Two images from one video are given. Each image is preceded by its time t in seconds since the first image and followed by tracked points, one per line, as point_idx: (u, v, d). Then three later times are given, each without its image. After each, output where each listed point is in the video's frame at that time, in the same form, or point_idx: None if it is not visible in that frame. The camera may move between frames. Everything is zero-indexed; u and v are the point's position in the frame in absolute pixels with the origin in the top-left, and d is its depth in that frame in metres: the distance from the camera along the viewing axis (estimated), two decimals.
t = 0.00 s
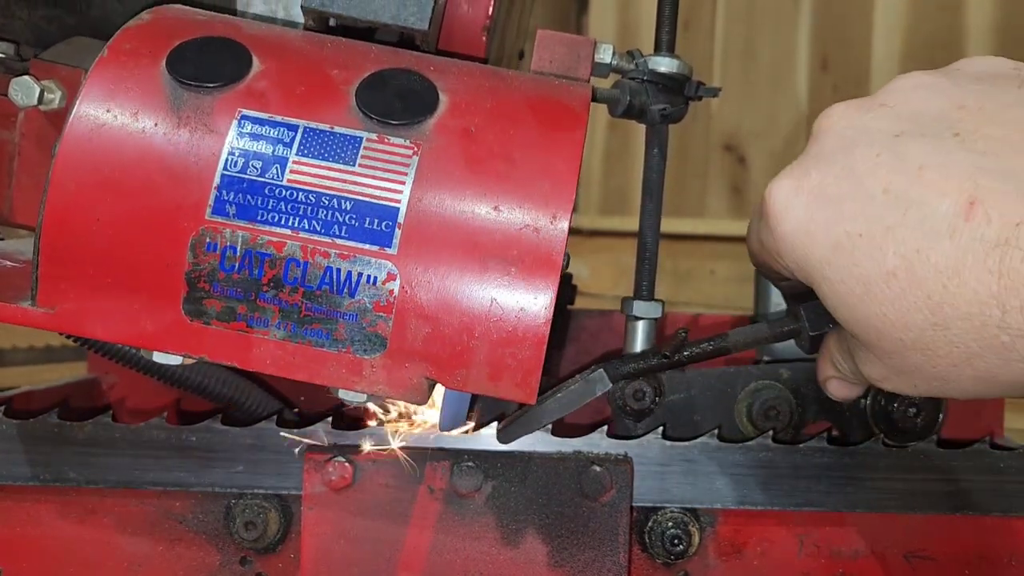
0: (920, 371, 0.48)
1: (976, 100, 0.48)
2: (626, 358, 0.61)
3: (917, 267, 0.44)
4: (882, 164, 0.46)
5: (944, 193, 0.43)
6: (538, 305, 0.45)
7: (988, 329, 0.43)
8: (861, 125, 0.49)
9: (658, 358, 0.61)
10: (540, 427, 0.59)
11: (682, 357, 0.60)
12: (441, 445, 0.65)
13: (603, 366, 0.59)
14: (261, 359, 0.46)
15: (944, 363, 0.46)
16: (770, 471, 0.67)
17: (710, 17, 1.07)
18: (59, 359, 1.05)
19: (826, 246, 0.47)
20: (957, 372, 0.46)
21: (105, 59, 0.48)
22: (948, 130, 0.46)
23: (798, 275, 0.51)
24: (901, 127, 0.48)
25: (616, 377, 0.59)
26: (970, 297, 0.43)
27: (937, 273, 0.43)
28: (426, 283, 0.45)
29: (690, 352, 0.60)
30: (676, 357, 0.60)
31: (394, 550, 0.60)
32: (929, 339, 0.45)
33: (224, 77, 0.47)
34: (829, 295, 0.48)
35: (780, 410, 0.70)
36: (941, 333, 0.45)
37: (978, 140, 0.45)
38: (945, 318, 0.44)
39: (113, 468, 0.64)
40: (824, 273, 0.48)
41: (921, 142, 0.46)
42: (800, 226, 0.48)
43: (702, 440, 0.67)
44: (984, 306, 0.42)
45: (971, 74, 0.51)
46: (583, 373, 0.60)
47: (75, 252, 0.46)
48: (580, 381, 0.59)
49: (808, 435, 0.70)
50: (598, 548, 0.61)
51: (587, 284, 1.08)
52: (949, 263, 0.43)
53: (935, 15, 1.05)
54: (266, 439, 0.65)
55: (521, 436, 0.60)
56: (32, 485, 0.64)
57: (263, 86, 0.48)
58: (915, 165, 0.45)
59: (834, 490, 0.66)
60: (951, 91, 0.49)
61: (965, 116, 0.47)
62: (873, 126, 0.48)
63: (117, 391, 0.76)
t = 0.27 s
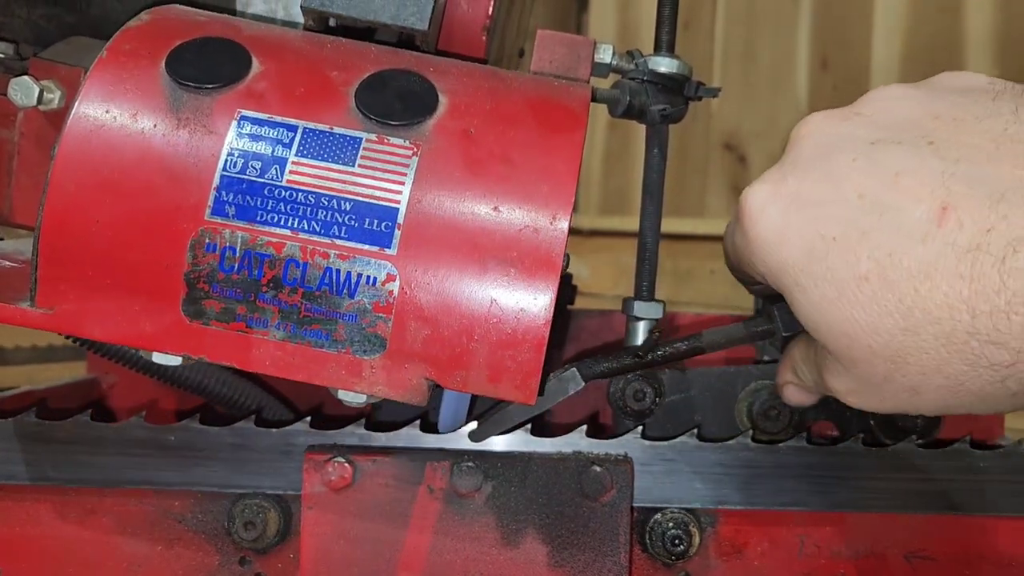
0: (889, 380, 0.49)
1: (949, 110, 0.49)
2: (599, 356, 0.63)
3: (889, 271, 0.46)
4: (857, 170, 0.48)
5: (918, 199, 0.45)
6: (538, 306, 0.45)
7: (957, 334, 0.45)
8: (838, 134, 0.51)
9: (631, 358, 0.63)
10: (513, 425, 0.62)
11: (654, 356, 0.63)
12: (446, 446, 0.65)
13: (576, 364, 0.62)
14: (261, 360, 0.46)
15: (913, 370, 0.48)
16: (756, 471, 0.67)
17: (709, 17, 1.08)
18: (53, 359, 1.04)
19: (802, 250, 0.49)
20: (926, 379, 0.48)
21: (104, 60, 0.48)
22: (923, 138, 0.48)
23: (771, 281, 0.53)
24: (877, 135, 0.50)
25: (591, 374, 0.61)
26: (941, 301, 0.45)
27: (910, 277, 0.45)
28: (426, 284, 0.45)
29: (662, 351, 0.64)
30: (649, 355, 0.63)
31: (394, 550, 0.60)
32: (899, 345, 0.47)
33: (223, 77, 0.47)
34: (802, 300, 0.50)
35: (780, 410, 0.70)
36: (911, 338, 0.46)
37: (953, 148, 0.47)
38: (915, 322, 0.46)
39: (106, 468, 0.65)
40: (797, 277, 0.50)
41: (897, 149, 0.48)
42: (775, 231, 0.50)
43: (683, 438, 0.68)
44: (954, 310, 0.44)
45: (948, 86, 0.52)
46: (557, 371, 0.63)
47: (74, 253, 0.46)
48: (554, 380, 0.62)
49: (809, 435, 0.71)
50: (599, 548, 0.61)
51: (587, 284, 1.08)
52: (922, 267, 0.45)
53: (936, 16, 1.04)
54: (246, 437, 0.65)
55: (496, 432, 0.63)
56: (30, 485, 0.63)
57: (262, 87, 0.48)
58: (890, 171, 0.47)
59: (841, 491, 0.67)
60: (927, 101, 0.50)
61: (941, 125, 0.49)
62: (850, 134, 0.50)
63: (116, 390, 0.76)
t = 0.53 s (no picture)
0: (866, 392, 0.49)
1: (930, 126, 0.50)
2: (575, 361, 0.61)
3: (865, 285, 0.46)
4: (838, 185, 0.48)
5: (896, 213, 0.46)
6: (542, 282, 0.45)
7: (932, 351, 0.45)
8: (820, 148, 0.51)
9: (608, 364, 0.62)
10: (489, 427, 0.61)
11: (631, 364, 0.61)
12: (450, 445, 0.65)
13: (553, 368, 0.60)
14: (265, 335, 0.45)
15: (889, 384, 0.48)
16: (728, 471, 0.67)
17: (710, 15, 1.08)
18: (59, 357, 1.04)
19: (782, 262, 0.49)
20: (901, 394, 0.48)
21: (111, 38, 0.48)
22: (903, 154, 0.48)
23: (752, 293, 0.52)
24: (858, 149, 0.50)
25: (566, 381, 0.59)
26: (917, 318, 0.45)
27: (887, 292, 0.45)
28: (430, 259, 0.45)
29: (641, 358, 0.62)
30: (626, 364, 0.61)
31: (394, 550, 0.60)
32: (876, 360, 0.47)
33: (229, 55, 0.47)
34: (781, 312, 0.50)
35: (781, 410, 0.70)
36: (887, 353, 0.47)
37: (932, 164, 0.47)
38: (891, 338, 0.46)
39: (112, 468, 0.65)
40: (776, 289, 0.49)
41: (877, 165, 0.48)
42: (756, 243, 0.50)
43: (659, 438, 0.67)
44: (929, 326, 0.45)
45: (932, 104, 0.52)
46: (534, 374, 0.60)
47: (78, 228, 0.46)
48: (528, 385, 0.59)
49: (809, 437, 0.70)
50: (599, 548, 0.60)
51: (587, 284, 1.08)
52: (899, 282, 0.45)
53: (935, 15, 1.06)
54: (220, 436, 0.66)
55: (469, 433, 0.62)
56: (34, 484, 0.63)
57: (268, 64, 0.48)
58: (869, 186, 0.47)
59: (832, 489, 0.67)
60: (908, 116, 0.51)
61: (921, 141, 0.49)
62: (832, 148, 0.50)
63: (116, 390, 0.76)
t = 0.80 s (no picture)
0: (868, 405, 0.48)
1: (932, 140, 0.48)
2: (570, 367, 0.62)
3: (864, 299, 0.44)
4: (837, 198, 0.47)
5: (894, 226, 0.44)
6: (545, 259, 0.45)
7: (932, 366, 0.44)
8: (821, 162, 0.50)
9: (602, 374, 0.61)
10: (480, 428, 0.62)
11: (626, 374, 0.60)
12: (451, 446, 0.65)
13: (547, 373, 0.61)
14: (269, 311, 0.45)
15: (889, 398, 0.46)
16: (732, 470, 0.66)
17: (710, 16, 1.10)
18: (59, 357, 1.03)
19: (782, 274, 0.48)
20: (903, 408, 0.46)
21: (119, 17, 0.48)
22: (903, 168, 0.47)
23: (756, 305, 0.51)
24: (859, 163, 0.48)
25: (562, 386, 0.60)
26: (916, 332, 0.43)
27: (885, 305, 0.44)
28: (435, 234, 0.45)
29: (636, 370, 0.60)
30: (620, 373, 0.60)
31: (394, 550, 0.59)
32: (875, 373, 0.45)
33: (236, 33, 0.48)
34: (783, 324, 0.49)
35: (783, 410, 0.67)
36: (886, 367, 0.45)
37: (933, 178, 0.45)
38: (890, 352, 0.44)
39: (112, 467, 0.64)
40: (777, 302, 0.48)
41: (876, 178, 0.47)
42: (756, 256, 0.49)
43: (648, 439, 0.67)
44: (928, 340, 0.43)
45: (934, 118, 0.50)
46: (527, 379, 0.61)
47: (82, 204, 0.46)
48: (522, 387, 0.60)
49: (809, 437, 0.68)
50: (599, 548, 0.59)
51: (587, 284, 1.08)
52: (897, 296, 0.43)
53: (937, 14, 1.06)
54: (210, 436, 0.65)
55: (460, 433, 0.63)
56: (33, 484, 0.62)
57: (275, 43, 0.48)
58: (868, 199, 0.46)
59: (828, 490, 0.66)
60: (909, 129, 0.49)
61: (921, 154, 0.47)
62: (832, 161, 0.49)
63: (116, 390, 0.76)
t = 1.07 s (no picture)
0: (886, 411, 0.48)
1: (947, 152, 0.48)
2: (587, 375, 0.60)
3: (881, 307, 0.44)
4: (853, 208, 0.47)
5: (909, 235, 0.44)
6: (545, 262, 0.45)
7: (949, 373, 0.43)
8: (838, 172, 0.50)
9: (618, 381, 0.61)
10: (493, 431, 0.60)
11: (642, 382, 0.61)
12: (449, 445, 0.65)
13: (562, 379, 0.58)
14: (269, 312, 0.45)
15: (907, 405, 0.46)
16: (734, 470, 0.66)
17: (710, 17, 1.09)
18: (59, 358, 1.04)
19: (799, 283, 0.48)
20: (921, 415, 0.46)
21: (119, 18, 0.48)
22: (919, 177, 0.47)
23: (774, 315, 0.52)
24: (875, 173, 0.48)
25: (576, 393, 0.58)
26: (932, 340, 0.43)
27: (901, 313, 0.44)
28: (435, 235, 0.45)
29: (652, 378, 0.61)
30: (636, 381, 0.61)
31: (394, 550, 0.59)
32: (892, 380, 0.46)
33: (236, 34, 0.48)
34: (800, 332, 0.49)
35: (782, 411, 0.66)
36: (903, 374, 0.45)
37: (948, 187, 0.45)
38: (906, 359, 0.44)
39: (112, 467, 0.64)
40: (794, 310, 0.49)
41: (891, 188, 0.46)
42: (774, 265, 0.49)
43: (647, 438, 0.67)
44: (945, 349, 0.43)
45: (952, 131, 0.50)
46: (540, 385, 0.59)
47: (82, 205, 0.46)
48: (536, 393, 0.58)
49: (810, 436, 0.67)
50: (599, 548, 0.59)
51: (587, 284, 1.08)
52: (912, 304, 0.43)
53: (937, 15, 1.07)
54: (209, 436, 0.65)
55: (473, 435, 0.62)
56: (33, 484, 0.62)
57: (275, 44, 0.48)
58: (883, 209, 0.45)
59: (828, 490, 0.66)
60: (926, 141, 0.49)
61: (937, 164, 0.47)
62: (849, 171, 0.49)
63: (116, 391, 0.76)
